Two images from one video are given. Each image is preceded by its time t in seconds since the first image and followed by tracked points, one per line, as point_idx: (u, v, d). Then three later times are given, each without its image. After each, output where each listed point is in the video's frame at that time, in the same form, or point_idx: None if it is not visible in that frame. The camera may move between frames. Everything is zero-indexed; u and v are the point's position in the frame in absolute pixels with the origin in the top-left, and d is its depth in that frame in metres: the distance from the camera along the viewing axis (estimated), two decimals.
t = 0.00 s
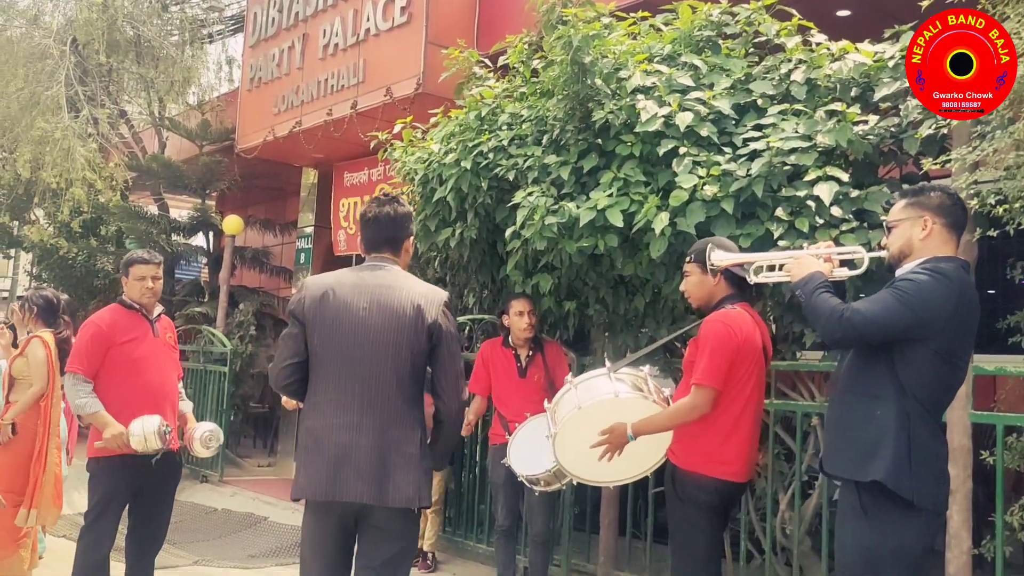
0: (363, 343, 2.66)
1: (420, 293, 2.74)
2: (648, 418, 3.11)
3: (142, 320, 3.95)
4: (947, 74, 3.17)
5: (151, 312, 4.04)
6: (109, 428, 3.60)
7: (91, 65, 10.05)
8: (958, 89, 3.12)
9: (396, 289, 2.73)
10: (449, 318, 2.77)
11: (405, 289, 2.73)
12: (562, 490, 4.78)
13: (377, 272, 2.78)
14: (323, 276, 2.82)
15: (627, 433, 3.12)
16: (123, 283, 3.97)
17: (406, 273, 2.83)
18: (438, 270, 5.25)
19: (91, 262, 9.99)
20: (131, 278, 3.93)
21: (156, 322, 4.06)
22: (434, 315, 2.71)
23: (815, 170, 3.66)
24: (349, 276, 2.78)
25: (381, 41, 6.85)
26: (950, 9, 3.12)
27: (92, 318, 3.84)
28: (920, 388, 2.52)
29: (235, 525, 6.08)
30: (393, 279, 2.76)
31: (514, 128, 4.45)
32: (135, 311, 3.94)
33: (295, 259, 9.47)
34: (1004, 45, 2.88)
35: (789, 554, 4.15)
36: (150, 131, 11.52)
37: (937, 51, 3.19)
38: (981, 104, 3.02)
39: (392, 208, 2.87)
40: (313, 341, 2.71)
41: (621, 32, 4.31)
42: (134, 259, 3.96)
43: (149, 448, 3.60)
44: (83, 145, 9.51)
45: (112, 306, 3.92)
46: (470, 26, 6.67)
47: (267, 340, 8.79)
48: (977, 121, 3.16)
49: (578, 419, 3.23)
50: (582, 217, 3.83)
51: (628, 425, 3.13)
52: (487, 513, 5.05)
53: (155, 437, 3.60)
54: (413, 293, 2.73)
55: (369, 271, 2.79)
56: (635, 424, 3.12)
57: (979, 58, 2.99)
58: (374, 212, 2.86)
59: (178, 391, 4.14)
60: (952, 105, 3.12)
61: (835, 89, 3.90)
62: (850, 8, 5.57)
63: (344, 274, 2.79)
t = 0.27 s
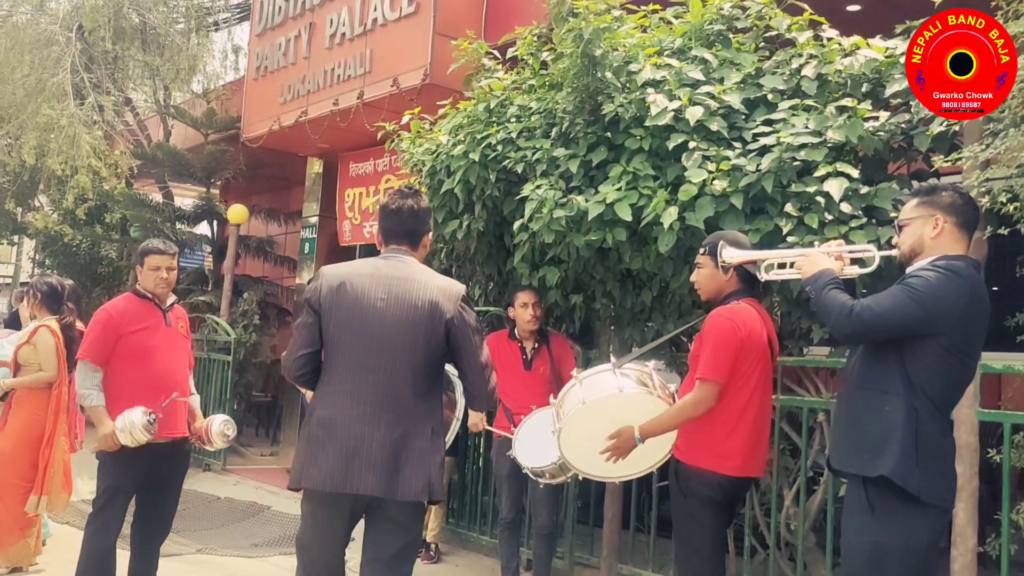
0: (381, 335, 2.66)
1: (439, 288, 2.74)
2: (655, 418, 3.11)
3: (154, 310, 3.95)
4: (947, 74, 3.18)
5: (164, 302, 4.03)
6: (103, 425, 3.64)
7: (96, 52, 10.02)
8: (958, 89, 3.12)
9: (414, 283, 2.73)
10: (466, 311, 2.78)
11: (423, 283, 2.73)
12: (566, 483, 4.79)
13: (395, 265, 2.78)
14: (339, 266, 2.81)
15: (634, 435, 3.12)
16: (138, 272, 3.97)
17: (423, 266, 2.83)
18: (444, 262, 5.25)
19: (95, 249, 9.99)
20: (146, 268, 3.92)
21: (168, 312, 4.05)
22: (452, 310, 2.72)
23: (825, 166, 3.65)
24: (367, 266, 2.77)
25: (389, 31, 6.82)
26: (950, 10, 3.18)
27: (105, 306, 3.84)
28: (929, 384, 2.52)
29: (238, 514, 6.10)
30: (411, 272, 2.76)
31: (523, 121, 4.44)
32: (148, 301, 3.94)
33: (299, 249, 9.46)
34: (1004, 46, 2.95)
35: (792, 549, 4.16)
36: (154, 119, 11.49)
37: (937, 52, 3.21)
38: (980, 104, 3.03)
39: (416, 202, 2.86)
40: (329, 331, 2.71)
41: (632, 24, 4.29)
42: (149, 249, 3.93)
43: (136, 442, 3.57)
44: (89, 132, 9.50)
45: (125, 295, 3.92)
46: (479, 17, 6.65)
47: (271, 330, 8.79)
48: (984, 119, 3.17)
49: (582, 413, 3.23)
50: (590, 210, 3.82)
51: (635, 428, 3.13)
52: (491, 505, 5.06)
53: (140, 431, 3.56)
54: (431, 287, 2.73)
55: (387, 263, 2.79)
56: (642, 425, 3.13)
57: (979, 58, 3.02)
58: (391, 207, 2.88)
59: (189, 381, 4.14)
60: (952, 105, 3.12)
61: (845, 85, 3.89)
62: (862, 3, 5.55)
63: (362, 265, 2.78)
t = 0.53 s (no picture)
0: (381, 324, 2.65)
1: (438, 276, 2.73)
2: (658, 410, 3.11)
3: (160, 297, 3.95)
4: (948, 74, 3.20)
5: (169, 289, 4.03)
6: (132, 391, 3.63)
7: (101, 38, 9.98)
8: (958, 89, 3.16)
9: (414, 271, 2.72)
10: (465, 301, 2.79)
11: (422, 272, 2.72)
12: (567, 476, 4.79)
13: (393, 253, 2.76)
14: (337, 253, 2.79)
15: (637, 426, 3.13)
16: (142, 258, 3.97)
17: (422, 254, 2.82)
18: (448, 253, 5.25)
19: (97, 236, 9.98)
20: (152, 255, 3.91)
21: (174, 299, 4.05)
22: (452, 300, 2.72)
23: (832, 162, 3.64)
24: (365, 254, 2.76)
25: (395, 20, 6.80)
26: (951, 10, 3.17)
27: (111, 292, 3.84)
28: (929, 381, 2.52)
29: (239, 502, 6.10)
30: (409, 261, 2.75)
31: (529, 112, 4.42)
32: (153, 287, 3.94)
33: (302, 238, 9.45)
34: (1004, 46, 2.93)
35: (792, 544, 4.17)
36: (158, 106, 11.46)
37: (938, 52, 3.21)
38: (980, 104, 3.06)
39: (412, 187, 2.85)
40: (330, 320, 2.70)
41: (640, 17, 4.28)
42: (156, 236, 3.94)
43: (178, 390, 3.70)
44: (92, 118, 9.49)
45: (130, 282, 3.91)
46: (486, 8, 6.62)
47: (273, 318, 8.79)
48: (991, 120, 3.12)
49: (587, 407, 3.23)
50: (597, 203, 3.81)
51: (638, 420, 3.14)
52: (492, 496, 5.07)
53: (180, 377, 3.71)
54: (430, 276, 2.72)
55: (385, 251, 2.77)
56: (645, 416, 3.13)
57: (979, 58, 3.02)
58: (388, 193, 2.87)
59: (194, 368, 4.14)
60: (952, 104, 3.17)
61: (853, 81, 3.88)
62: None
63: (360, 253, 2.76)
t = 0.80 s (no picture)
0: (367, 302, 2.66)
1: (424, 253, 2.74)
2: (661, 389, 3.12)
3: (163, 275, 3.96)
4: (948, 73, 3.19)
5: (172, 266, 4.04)
6: (134, 381, 3.65)
7: (101, 14, 9.89)
8: (958, 88, 3.16)
9: (400, 249, 2.72)
10: (453, 277, 2.78)
11: (408, 250, 2.73)
12: (570, 452, 4.81)
13: (379, 231, 2.77)
14: (323, 232, 2.80)
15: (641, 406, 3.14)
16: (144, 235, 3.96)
17: (408, 231, 2.82)
18: (450, 230, 5.25)
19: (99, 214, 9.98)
20: (156, 232, 3.90)
21: (176, 277, 4.05)
22: (438, 276, 2.71)
23: (838, 138, 3.62)
24: (351, 232, 2.76)
25: None
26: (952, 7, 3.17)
27: (114, 270, 3.85)
28: (927, 357, 2.52)
29: (244, 479, 6.15)
30: (395, 238, 2.75)
31: (533, 89, 4.39)
32: (156, 265, 3.94)
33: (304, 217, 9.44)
34: (1004, 46, 2.92)
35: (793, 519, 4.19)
36: (160, 83, 11.41)
37: (938, 52, 3.21)
38: (981, 104, 3.05)
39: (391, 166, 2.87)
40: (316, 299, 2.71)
41: None
42: (158, 212, 3.92)
43: (172, 405, 3.67)
44: (93, 96, 9.45)
45: (133, 260, 3.92)
46: None
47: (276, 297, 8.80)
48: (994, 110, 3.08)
49: (591, 384, 3.25)
50: (601, 179, 3.79)
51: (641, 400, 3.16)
52: (495, 473, 5.10)
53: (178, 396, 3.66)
54: (416, 253, 2.73)
55: (370, 229, 2.77)
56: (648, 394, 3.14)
57: (979, 58, 3.00)
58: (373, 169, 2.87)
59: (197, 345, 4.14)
60: (952, 104, 3.18)
61: (859, 56, 3.83)
62: None
63: (346, 231, 2.77)
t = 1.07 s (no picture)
0: (349, 287, 2.66)
1: (409, 240, 2.74)
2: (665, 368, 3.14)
3: (165, 256, 3.96)
4: (948, 73, 3.09)
5: (174, 247, 4.04)
6: (122, 356, 3.63)
7: None
8: (958, 88, 3.05)
9: (385, 236, 2.73)
10: (440, 265, 2.77)
11: (394, 237, 2.73)
12: (571, 433, 4.83)
13: (368, 217, 2.78)
14: (313, 219, 2.83)
15: (645, 385, 3.16)
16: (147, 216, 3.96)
17: (397, 219, 2.83)
18: (451, 211, 5.25)
19: (99, 197, 9.98)
20: (162, 214, 3.91)
21: (178, 258, 4.05)
22: (423, 263, 2.71)
23: (840, 117, 3.61)
24: (339, 219, 2.78)
25: None
26: (951, 7, 3.07)
27: (116, 250, 3.84)
28: (921, 335, 2.52)
29: (247, 460, 6.17)
30: (381, 225, 2.76)
31: (533, 69, 4.37)
32: (158, 247, 3.94)
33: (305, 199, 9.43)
34: (1004, 45, 2.85)
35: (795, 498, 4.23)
36: (159, 65, 11.36)
37: (938, 52, 3.11)
38: (980, 104, 2.96)
39: (388, 159, 2.88)
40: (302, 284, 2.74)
41: None
42: (165, 195, 3.92)
43: (156, 373, 3.62)
44: (92, 78, 9.41)
45: (136, 240, 3.91)
46: None
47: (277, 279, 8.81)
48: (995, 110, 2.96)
49: (594, 365, 3.23)
50: (602, 159, 3.78)
51: (645, 378, 3.17)
52: (497, 454, 5.13)
53: (161, 364, 3.60)
54: (401, 240, 2.73)
55: (358, 216, 2.79)
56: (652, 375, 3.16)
57: (979, 58, 2.94)
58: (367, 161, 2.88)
59: (199, 326, 4.15)
60: (952, 104, 3.05)
61: (862, 34, 3.82)
62: None
63: (334, 218, 2.79)
